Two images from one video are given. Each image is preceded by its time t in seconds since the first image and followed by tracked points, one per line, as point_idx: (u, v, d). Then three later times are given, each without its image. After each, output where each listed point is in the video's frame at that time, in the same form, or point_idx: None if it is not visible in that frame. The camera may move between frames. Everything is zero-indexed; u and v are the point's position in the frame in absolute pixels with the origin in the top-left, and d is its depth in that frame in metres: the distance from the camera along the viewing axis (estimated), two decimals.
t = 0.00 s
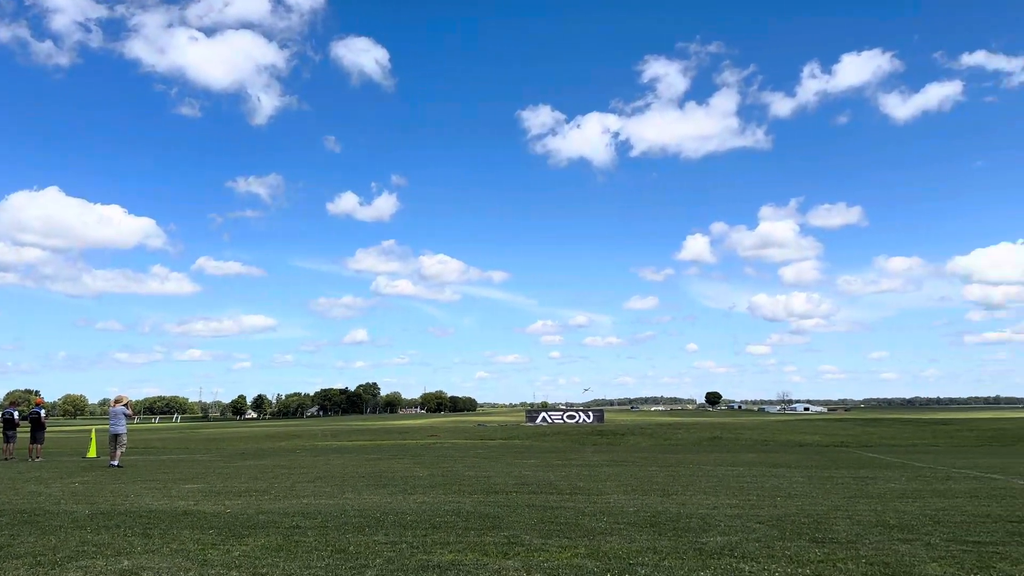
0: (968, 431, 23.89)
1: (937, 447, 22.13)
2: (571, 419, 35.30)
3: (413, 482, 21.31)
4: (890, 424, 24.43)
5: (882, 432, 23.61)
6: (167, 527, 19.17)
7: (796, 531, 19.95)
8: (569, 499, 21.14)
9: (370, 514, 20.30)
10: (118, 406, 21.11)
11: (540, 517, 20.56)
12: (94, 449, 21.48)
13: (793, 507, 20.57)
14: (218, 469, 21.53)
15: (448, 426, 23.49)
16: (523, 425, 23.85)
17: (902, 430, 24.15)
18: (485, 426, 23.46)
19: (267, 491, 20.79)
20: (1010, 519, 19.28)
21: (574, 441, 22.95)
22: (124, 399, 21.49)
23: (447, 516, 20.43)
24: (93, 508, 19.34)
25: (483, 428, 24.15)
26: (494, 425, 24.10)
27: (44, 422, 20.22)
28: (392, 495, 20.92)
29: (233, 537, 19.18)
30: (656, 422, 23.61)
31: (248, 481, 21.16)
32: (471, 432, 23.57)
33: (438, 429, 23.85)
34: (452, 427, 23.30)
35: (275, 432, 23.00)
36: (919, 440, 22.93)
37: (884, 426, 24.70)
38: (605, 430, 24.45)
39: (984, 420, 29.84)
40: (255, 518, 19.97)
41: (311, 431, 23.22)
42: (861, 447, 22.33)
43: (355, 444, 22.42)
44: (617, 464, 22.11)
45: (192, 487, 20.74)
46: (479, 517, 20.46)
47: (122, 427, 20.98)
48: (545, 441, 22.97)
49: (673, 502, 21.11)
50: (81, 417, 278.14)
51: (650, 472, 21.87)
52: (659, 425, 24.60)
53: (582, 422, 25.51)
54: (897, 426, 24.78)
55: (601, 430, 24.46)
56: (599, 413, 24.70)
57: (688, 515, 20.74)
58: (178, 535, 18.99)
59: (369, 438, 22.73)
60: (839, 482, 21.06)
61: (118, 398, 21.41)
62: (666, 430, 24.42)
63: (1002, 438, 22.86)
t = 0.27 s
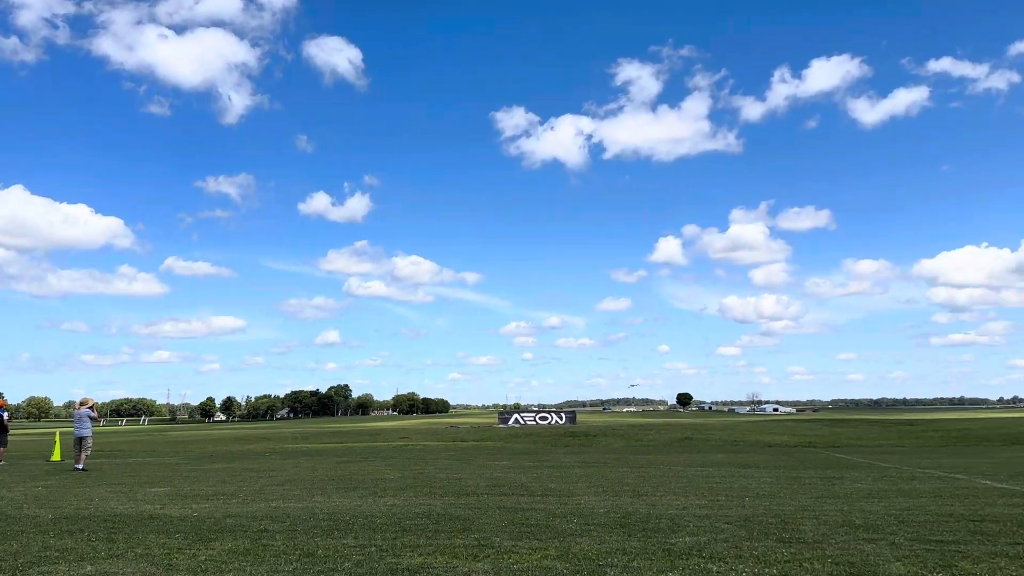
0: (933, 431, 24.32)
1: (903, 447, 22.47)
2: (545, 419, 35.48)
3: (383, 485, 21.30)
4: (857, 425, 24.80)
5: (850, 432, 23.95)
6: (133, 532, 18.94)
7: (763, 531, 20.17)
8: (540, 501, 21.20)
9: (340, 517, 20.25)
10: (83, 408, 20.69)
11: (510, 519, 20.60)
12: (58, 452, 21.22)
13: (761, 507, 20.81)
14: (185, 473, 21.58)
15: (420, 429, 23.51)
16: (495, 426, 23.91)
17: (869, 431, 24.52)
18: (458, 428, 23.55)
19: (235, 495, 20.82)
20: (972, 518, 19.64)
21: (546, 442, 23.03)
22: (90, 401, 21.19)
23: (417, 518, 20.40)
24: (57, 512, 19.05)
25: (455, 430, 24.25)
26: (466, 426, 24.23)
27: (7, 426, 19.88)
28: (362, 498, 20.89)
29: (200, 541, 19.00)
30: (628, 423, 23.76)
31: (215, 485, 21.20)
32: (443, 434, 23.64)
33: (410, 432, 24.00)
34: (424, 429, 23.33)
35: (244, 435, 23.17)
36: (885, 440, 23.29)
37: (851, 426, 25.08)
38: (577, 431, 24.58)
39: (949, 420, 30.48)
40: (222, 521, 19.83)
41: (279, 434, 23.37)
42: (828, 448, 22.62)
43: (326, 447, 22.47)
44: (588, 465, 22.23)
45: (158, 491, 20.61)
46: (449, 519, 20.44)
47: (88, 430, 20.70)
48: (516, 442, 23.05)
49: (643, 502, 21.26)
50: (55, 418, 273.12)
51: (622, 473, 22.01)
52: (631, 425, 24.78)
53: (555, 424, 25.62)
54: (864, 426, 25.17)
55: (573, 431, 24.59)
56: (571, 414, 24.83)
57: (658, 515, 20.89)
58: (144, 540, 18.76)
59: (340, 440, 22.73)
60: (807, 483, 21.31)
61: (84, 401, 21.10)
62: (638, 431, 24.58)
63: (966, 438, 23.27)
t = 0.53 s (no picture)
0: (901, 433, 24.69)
1: (871, 449, 22.77)
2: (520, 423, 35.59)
3: (354, 488, 21.25)
4: (827, 427, 25.11)
5: (819, 434, 24.25)
6: (98, 536, 18.67)
7: (733, 533, 20.32)
8: (513, 503, 21.20)
9: (310, 521, 20.13)
10: (49, 410, 20.39)
11: (482, 522, 20.57)
12: (22, 455, 20.88)
13: (731, 509, 20.99)
14: (153, 476, 21.42)
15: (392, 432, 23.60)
16: (468, 429, 23.97)
17: (838, 433, 24.82)
18: (430, 430, 23.61)
19: (204, 499, 20.66)
20: (937, 519, 19.94)
21: (519, 445, 23.10)
22: (56, 404, 20.89)
23: (388, 522, 20.31)
24: (20, 517, 18.72)
25: (428, 432, 24.30)
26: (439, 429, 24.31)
27: None
28: (333, 502, 20.81)
29: (167, 545, 18.76)
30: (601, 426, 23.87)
31: (184, 488, 21.03)
32: (415, 437, 23.72)
33: (382, 435, 24.18)
34: (396, 432, 23.38)
35: (214, 438, 23.32)
36: (854, 442, 23.59)
37: (821, 429, 25.40)
38: (550, 433, 24.69)
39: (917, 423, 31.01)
40: (190, 525, 19.63)
41: (249, 437, 23.38)
42: (798, 450, 22.86)
43: (297, 450, 22.55)
44: (561, 468, 22.30)
45: (125, 494, 20.37)
46: (421, 522, 20.38)
47: (53, 433, 20.40)
48: (489, 445, 23.09)
49: (615, 504, 21.34)
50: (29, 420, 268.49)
51: (594, 475, 22.10)
52: (603, 428, 24.94)
53: (529, 426, 25.69)
54: (834, 429, 25.49)
55: (546, 434, 24.69)
56: (544, 417, 24.94)
57: (629, 517, 20.97)
58: (110, 544, 18.49)
59: (311, 443, 22.75)
60: (776, 485, 21.51)
61: (50, 403, 20.81)
62: (611, 433, 24.70)
63: (933, 440, 23.66)
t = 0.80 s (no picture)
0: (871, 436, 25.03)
1: (841, 452, 23.04)
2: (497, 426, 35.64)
3: (327, 492, 21.14)
4: (799, 430, 25.40)
5: (791, 437, 24.49)
6: (66, 541, 18.38)
7: (705, 535, 20.44)
8: (486, 506, 21.16)
9: (281, 525, 19.97)
10: (15, 413, 20.07)
11: (456, 525, 20.51)
12: None
13: (703, 511, 21.13)
14: (122, 480, 21.16)
15: (365, 435, 23.62)
16: (442, 432, 23.99)
17: (809, 436, 25.12)
18: (404, 433, 23.62)
19: (174, 502, 20.45)
20: (905, 521, 20.22)
21: (494, 448, 23.13)
22: (23, 406, 20.59)
23: (361, 526, 20.19)
24: None
25: (403, 436, 24.30)
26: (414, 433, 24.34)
27: None
28: (305, 506, 20.68)
29: (136, 550, 18.49)
30: (575, 429, 23.95)
31: (154, 492, 20.79)
32: (389, 440, 23.71)
33: (356, 438, 24.25)
34: (370, 435, 23.37)
35: (185, 441, 23.31)
36: (824, 445, 23.87)
37: (793, 432, 25.69)
38: (525, 436, 24.76)
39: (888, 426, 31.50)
40: (160, 530, 19.41)
41: (221, 441, 23.26)
42: (769, 452, 23.08)
43: (269, 454, 22.48)
44: (535, 470, 22.32)
45: (94, 499, 20.09)
46: (394, 526, 20.28)
47: (21, 436, 20.09)
48: (463, 448, 23.09)
49: (588, 507, 21.38)
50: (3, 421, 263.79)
51: (568, 478, 22.15)
52: (578, 431, 25.06)
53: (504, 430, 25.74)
54: (805, 432, 25.78)
55: (521, 437, 24.76)
56: (519, 420, 25.01)
57: (602, 520, 21.02)
58: (77, 549, 18.20)
59: (283, 448, 22.69)
60: (748, 487, 21.69)
61: (17, 406, 20.51)
62: (585, 436, 24.80)
63: (902, 443, 23.99)
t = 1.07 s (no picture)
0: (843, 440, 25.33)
1: (814, 455, 23.28)
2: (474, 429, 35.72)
3: (300, 496, 21.00)
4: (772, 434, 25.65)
5: (764, 440, 24.72)
6: (33, 545, 18.07)
7: (678, 539, 20.42)
8: (461, 510, 21.11)
9: (253, 529, 19.78)
10: None
11: (430, 529, 20.37)
12: None
13: (677, 514, 21.20)
14: (92, 484, 20.86)
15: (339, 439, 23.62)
16: (418, 435, 24.01)
17: (782, 439, 25.37)
18: (379, 437, 23.64)
19: (145, 507, 20.20)
20: (875, 524, 20.44)
21: (470, 452, 23.15)
22: None
23: (334, 530, 20.02)
24: None
25: (378, 439, 24.28)
26: (389, 436, 24.35)
27: None
28: (278, 510, 20.52)
29: (105, 555, 18.11)
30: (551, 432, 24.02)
31: (124, 496, 20.53)
32: (364, 444, 23.71)
33: (330, 442, 24.27)
34: (344, 439, 23.37)
35: (156, 444, 23.18)
36: (797, 448, 24.12)
37: (766, 435, 25.95)
38: (501, 440, 24.82)
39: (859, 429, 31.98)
40: (130, 534, 19.16)
41: (194, 444, 23.13)
42: (743, 456, 23.27)
43: (242, 457, 22.38)
44: (510, 474, 22.33)
45: (62, 503, 19.79)
46: (368, 530, 20.13)
47: None
48: (439, 451, 23.09)
49: (563, 511, 21.37)
50: None
51: (543, 482, 22.18)
52: (553, 434, 25.17)
53: (481, 433, 25.76)
54: (778, 435, 26.05)
55: (497, 440, 24.82)
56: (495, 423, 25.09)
57: (577, 523, 21.01)
58: (44, 554, 17.86)
59: (257, 451, 22.61)
60: (721, 490, 21.83)
61: None
62: (561, 440, 24.89)
63: (872, 446, 24.31)
